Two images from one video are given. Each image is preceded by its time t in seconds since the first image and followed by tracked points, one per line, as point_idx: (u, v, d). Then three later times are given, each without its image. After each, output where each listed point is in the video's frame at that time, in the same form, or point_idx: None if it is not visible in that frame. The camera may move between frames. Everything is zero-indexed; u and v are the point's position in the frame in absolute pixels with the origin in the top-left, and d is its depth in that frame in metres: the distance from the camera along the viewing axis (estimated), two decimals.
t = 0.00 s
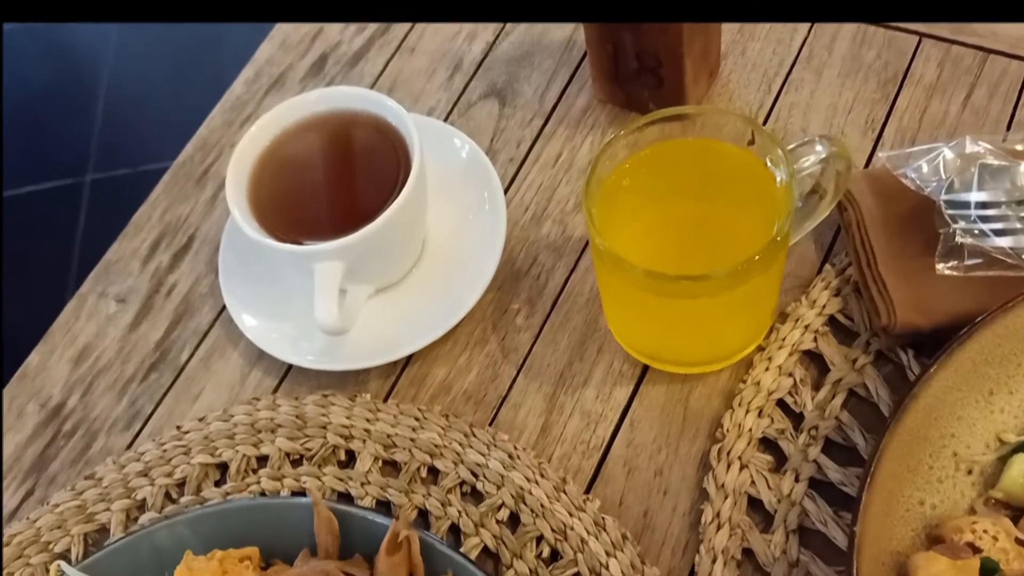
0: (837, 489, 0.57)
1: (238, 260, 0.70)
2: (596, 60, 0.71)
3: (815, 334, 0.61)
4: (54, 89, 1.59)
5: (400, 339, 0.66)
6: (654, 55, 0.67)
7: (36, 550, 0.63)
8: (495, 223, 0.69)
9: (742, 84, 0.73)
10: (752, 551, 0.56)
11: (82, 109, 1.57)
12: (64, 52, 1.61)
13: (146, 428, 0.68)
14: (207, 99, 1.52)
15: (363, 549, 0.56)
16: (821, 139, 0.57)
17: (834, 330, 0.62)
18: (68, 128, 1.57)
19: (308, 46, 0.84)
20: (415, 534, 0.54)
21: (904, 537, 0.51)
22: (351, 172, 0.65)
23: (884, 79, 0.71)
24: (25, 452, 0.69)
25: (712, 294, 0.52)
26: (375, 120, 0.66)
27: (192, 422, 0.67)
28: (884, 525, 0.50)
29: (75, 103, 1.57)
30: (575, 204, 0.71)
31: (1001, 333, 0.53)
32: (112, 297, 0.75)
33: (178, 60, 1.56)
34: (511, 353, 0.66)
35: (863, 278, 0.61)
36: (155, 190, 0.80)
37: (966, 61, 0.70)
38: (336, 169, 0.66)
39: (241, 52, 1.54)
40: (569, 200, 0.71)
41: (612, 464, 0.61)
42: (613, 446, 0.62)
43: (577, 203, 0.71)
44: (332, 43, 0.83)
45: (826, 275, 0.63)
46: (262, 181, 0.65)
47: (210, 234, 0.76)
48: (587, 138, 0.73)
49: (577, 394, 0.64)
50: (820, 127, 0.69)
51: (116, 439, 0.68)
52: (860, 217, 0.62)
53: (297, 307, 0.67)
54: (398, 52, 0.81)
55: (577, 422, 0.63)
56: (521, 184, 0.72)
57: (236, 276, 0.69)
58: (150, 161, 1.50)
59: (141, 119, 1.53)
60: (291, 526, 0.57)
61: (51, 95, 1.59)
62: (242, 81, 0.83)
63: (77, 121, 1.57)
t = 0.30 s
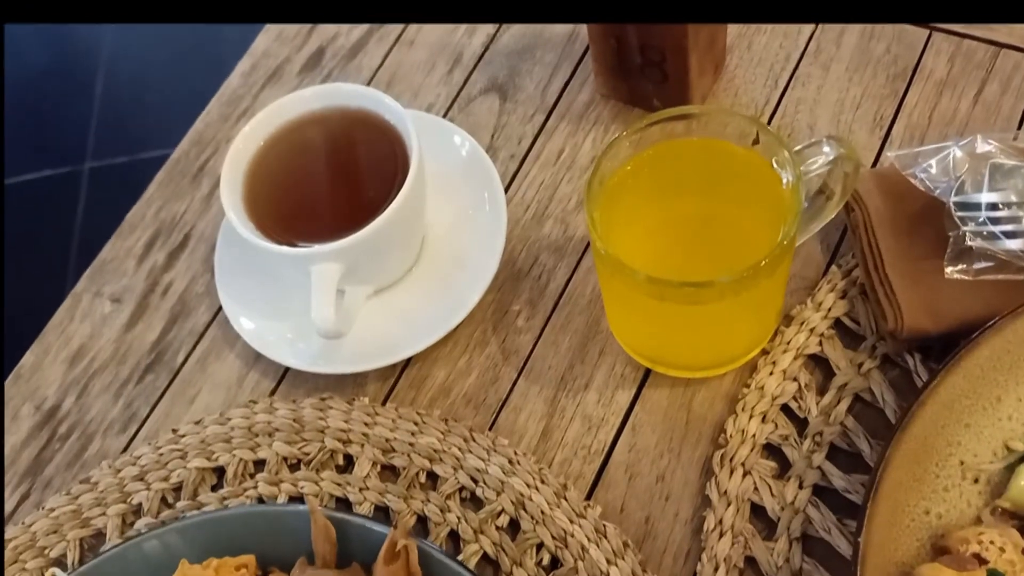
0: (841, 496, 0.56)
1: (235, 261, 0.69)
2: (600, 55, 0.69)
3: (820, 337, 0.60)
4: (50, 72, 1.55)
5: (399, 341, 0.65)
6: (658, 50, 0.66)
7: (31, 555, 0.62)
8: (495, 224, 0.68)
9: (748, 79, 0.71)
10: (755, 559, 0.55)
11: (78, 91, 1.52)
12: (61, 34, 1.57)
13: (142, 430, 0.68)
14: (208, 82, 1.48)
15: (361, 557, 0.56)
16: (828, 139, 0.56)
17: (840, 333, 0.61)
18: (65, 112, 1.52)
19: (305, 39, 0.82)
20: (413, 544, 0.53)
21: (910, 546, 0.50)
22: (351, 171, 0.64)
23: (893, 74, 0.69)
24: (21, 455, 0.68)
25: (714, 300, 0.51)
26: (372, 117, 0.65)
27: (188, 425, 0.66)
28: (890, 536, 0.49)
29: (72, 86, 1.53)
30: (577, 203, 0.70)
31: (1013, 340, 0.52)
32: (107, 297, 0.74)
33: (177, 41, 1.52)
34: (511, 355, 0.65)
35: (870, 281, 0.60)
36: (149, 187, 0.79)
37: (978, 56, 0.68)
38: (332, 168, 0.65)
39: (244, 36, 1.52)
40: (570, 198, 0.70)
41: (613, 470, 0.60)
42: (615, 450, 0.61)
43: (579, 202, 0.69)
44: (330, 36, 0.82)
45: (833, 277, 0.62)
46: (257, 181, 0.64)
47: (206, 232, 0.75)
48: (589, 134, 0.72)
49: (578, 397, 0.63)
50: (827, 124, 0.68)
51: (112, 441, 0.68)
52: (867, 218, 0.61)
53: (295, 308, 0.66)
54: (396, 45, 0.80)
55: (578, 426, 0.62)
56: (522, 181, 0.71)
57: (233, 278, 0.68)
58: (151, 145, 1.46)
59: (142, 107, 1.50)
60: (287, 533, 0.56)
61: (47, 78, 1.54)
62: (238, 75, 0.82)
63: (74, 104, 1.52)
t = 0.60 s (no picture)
0: (843, 505, 0.56)
1: (237, 269, 0.69)
2: (600, 61, 0.69)
3: (822, 345, 0.60)
4: (54, 69, 1.54)
5: (400, 350, 0.65)
6: (659, 57, 0.66)
7: (37, 564, 0.63)
8: (496, 232, 0.68)
9: (749, 84, 0.71)
10: (756, 568, 0.56)
11: (82, 88, 1.51)
12: (64, 30, 1.56)
13: (145, 438, 0.68)
14: (214, 78, 1.48)
15: (363, 568, 0.56)
16: (828, 150, 0.55)
17: (841, 341, 0.61)
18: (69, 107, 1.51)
19: (306, 43, 0.82)
20: (415, 554, 0.53)
21: (910, 557, 0.50)
22: (353, 180, 0.64)
23: (895, 79, 0.69)
24: (25, 463, 0.69)
25: (711, 311, 0.51)
26: (371, 125, 0.65)
27: (191, 433, 0.66)
28: (891, 546, 0.49)
29: (77, 82, 1.52)
30: (578, 209, 0.69)
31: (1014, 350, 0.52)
32: (110, 304, 0.74)
33: (181, 35, 1.51)
34: (513, 363, 0.65)
35: (871, 288, 0.60)
36: (151, 193, 0.79)
37: (980, 60, 0.68)
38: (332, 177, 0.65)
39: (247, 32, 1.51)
40: (571, 204, 0.70)
41: (615, 478, 0.60)
42: (616, 458, 0.61)
43: (580, 208, 0.69)
44: (331, 40, 0.81)
45: (834, 284, 0.62)
46: (257, 192, 0.64)
47: (207, 238, 0.75)
48: (590, 140, 0.72)
49: (580, 405, 0.63)
50: (829, 130, 0.68)
51: (115, 449, 0.68)
52: (868, 225, 0.61)
53: (297, 316, 0.66)
54: (397, 49, 0.80)
55: (580, 434, 0.62)
56: (523, 188, 0.71)
57: (234, 286, 0.68)
58: (156, 141, 1.45)
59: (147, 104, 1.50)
60: (289, 543, 0.57)
61: (51, 75, 1.53)
62: (239, 80, 0.81)
63: (77, 100, 1.50)
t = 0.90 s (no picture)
0: (857, 523, 0.55)
1: (235, 279, 0.67)
2: (603, 64, 0.68)
3: (834, 357, 0.59)
4: (52, 65, 1.51)
5: (401, 363, 0.64)
6: (664, 60, 0.64)
7: None
8: (498, 241, 0.66)
9: (757, 86, 0.69)
10: None
11: (81, 86, 1.48)
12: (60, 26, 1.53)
13: (143, 452, 0.67)
14: (215, 75, 1.47)
15: None
16: (841, 158, 0.53)
17: (854, 353, 0.59)
18: (68, 104, 1.48)
19: (305, 46, 0.80)
20: None
21: None
22: (353, 189, 0.63)
23: (906, 81, 0.67)
24: (21, 477, 0.67)
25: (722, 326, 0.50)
26: (370, 132, 0.64)
27: (189, 447, 0.65)
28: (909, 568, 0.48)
29: (76, 79, 1.49)
30: (582, 216, 0.68)
31: None
32: (107, 313, 0.73)
33: (182, 32, 1.49)
34: (517, 374, 0.64)
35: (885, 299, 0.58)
36: (149, 200, 0.77)
37: (993, 62, 0.67)
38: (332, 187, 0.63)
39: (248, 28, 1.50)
40: (576, 211, 0.68)
41: (622, 494, 0.59)
42: (624, 473, 0.59)
43: (585, 215, 0.68)
44: (330, 42, 0.80)
45: (845, 294, 0.60)
46: (255, 202, 0.63)
47: (205, 245, 0.74)
48: (594, 144, 0.70)
49: (586, 418, 0.61)
50: (839, 133, 0.66)
51: (112, 463, 0.67)
52: (882, 233, 0.59)
53: (297, 328, 0.65)
54: (397, 52, 0.78)
55: (586, 448, 0.61)
56: (526, 194, 0.69)
57: (232, 297, 0.67)
58: (157, 138, 1.44)
59: (147, 101, 1.47)
60: (290, 564, 0.55)
61: (49, 70, 1.51)
62: (237, 83, 0.80)
63: (76, 99, 1.48)
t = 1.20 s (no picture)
0: (895, 553, 0.50)
1: (218, 285, 0.63)
2: (614, 52, 0.63)
3: (868, 370, 0.54)
4: (46, 52, 1.46)
5: (398, 376, 0.59)
6: (681, 48, 0.59)
7: None
8: (502, 244, 0.61)
9: (781, 75, 0.64)
10: None
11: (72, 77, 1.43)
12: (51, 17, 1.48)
13: (121, 471, 0.62)
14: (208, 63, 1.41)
15: None
16: (880, 156, 0.48)
17: (890, 366, 0.54)
18: (62, 93, 1.43)
19: (295, 33, 0.75)
20: None
21: None
22: (347, 188, 0.58)
23: (942, 70, 0.62)
24: None
25: (751, 344, 0.46)
26: (364, 126, 0.59)
27: (170, 466, 0.60)
28: None
29: (70, 67, 1.44)
30: (592, 215, 0.63)
31: None
32: (84, 320, 0.68)
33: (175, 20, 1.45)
34: (522, 387, 0.59)
35: (926, 309, 0.54)
36: (129, 198, 0.72)
37: None
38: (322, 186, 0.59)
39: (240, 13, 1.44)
40: (585, 210, 0.63)
41: (637, 519, 0.54)
42: (639, 496, 0.55)
43: (594, 215, 0.63)
44: (321, 29, 0.75)
45: (880, 301, 0.56)
46: (239, 203, 0.58)
47: (189, 247, 0.69)
48: (605, 139, 0.65)
49: (597, 436, 0.57)
50: (870, 126, 0.61)
51: (89, 483, 0.62)
52: (920, 237, 0.54)
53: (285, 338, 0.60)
54: (394, 39, 0.73)
55: (598, 469, 0.56)
56: (532, 192, 0.65)
57: (217, 305, 0.62)
58: (149, 129, 1.38)
59: (140, 87, 1.41)
60: None
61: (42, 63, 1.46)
62: (222, 73, 0.75)
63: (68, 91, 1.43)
